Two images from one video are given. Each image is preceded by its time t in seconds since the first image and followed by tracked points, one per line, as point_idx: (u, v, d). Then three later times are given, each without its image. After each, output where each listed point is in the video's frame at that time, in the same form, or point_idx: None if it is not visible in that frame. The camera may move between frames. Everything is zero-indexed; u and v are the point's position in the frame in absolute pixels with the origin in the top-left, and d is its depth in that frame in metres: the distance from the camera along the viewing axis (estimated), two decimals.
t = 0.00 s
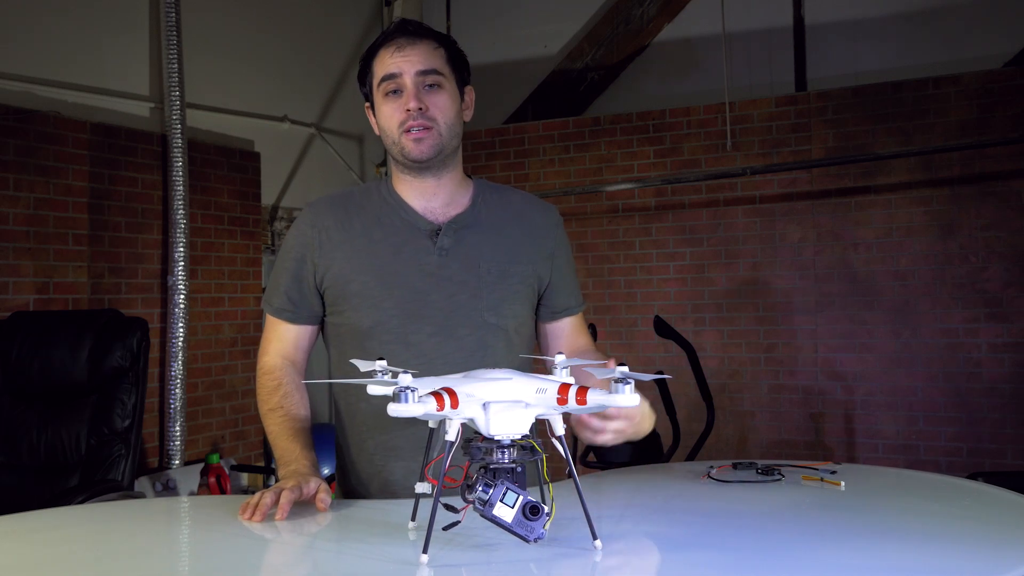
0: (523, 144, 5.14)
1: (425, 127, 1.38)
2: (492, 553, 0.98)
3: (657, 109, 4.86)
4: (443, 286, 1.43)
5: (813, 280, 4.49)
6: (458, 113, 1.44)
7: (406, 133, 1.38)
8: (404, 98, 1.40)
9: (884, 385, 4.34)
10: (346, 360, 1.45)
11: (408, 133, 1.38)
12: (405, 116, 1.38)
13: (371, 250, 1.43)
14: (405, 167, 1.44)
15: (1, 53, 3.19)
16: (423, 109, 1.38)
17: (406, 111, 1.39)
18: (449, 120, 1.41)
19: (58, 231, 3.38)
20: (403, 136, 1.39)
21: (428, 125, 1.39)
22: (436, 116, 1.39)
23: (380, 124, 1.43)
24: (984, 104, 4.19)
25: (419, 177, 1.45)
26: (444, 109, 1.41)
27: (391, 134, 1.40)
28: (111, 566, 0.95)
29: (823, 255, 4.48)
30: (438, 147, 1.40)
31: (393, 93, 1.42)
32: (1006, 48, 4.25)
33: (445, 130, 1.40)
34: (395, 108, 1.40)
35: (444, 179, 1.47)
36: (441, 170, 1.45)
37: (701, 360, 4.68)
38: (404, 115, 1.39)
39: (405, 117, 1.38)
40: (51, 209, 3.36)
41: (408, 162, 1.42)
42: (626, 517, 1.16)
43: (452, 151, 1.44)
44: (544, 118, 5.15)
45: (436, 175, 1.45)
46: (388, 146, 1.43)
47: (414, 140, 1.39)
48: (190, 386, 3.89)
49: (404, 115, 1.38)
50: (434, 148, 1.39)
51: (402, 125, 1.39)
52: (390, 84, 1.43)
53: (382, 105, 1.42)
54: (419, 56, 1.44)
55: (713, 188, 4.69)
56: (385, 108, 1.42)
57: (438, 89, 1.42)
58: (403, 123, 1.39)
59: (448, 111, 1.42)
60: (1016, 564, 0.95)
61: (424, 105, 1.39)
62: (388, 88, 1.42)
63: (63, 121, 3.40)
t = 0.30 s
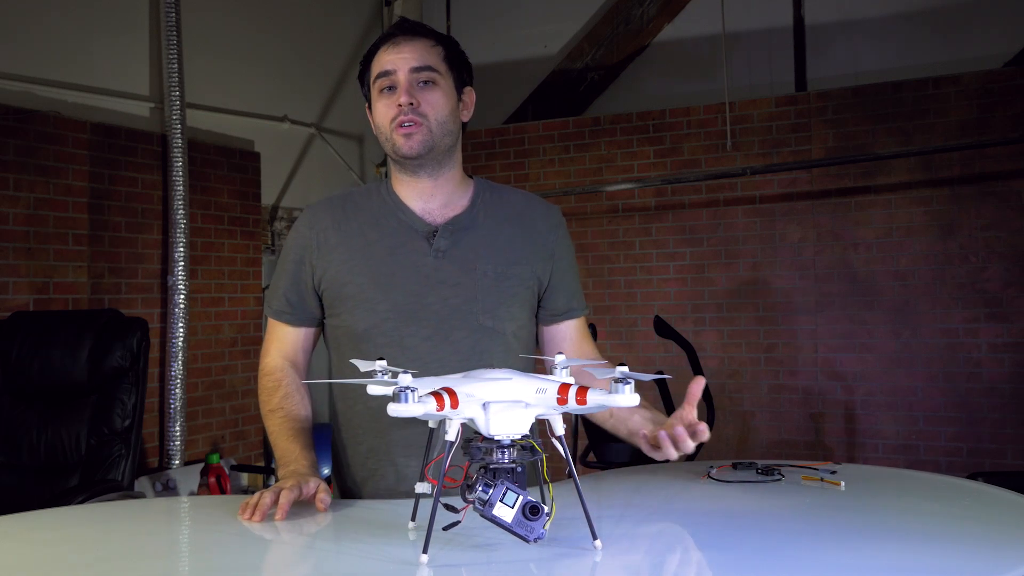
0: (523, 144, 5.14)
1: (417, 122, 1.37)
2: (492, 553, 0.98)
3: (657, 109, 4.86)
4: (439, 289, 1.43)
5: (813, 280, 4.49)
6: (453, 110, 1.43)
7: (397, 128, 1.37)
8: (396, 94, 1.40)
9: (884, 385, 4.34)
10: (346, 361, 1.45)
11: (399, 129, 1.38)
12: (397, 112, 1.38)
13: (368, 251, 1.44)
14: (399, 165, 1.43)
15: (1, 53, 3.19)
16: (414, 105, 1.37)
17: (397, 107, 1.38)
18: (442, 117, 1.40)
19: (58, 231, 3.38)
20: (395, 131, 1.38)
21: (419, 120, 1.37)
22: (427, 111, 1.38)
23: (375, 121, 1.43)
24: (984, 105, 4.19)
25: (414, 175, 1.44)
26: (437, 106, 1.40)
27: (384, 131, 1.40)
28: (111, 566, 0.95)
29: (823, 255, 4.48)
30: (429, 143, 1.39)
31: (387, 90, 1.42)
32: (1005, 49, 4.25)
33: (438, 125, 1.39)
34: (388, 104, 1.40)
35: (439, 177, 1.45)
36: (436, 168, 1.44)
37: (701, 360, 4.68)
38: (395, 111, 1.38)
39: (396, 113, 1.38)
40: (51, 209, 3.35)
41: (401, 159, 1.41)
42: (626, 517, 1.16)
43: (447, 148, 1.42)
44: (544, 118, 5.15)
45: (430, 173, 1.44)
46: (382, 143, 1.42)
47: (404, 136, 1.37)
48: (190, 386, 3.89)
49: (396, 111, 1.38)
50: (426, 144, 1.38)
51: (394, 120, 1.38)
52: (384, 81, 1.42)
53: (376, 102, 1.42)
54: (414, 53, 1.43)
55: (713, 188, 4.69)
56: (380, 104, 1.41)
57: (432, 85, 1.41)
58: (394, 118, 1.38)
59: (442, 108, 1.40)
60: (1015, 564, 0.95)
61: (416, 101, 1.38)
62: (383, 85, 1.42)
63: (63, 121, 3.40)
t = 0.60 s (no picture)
0: (523, 144, 5.14)
1: (417, 121, 1.37)
2: (493, 553, 0.98)
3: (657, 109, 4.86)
4: (437, 290, 1.43)
5: (813, 280, 4.49)
6: (455, 109, 1.42)
7: (398, 127, 1.37)
8: (399, 93, 1.40)
9: (884, 385, 4.34)
10: (345, 361, 1.45)
11: (400, 127, 1.37)
12: (398, 110, 1.37)
13: (367, 252, 1.44)
14: (400, 165, 1.43)
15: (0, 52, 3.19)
16: (415, 104, 1.37)
17: (399, 105, 1.38)
18: (444, 115, 1.39)
19: (58, 231, 3.38)
20: (395, 130, 1.38)
21: (420, 119, 1.37)
22: (429, 110, 1.38)
23: (377, 120, 1.43)
24: (984, 105, 4.19)
25: (415, 175, 1.44)
26: (439, 105, 1.39)
27: (385, 129, 1.39)
28: (111, 565, 0.95)
29: (823, 255, 4.48)
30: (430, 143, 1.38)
31: (390, 90, 1.42)
32: (1005, 49, 4.25)
33: (439, 125, 1.38)
34: (390, 102, 1.40)
35: (441, 178, 1.45)
36: (437, 168, 1.43)
37: (701, 360, 4.68)
38: (397, 109, 1.38)
39: (397, 111, 1.37)
40: (51, 209, 3.36)
41: (401, 159, 1.40)
42: (627, 517, 1.16)
43: (449, 149, 1.42)
44: (544, 118, 5.15)
45: (431, 173, 1.43)
46: (383, 142, 1.42)
47: (405, 134, 1.37)
48: (190, 386, 3.89)
49: (397, 109, 1.38)
50: (426, 143, 1.37)
51: (395, 119, 1.38)
52: (387, 80, 1.43)
53: (379, 101, 1.42)
54: (416, 52, 1.43)
55: (713, 188, 4.69)
56: (382, 102, 1.41)
57: (434, 85, 1.41)
58: (395, 116, 1.38)
59: (443, 107, 1.40)
60: (1015, 564, 0.94)
61: (417, 99, 1.37)
62: (386, 84, 1.42)
63: (63, 121, 3.40)
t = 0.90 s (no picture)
0: (523, 144, 5.14)
1: (429, 129, 1.37)
2: (493, 553, 0.98)
3: (657, 109, 4.86)
4: (443, 290, 1.43)
5: (813, 280, 4.49)
6: (465, 115, 1.43)
7: (409, 133, 1.37)
8: (410, 98, 1.39)
9: (884, 385, 4.34)
10: (346, 361, 1.45)
11: (411, 133, 1.37)
12: (410, 116, 1.37)
13: (372, 251, 1.43)
14: (408, 167, 1.43)
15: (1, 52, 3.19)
16: (427, 110, 1.37)
17: (410, 110, 1.37)
18: (455, 123, 1.40)
19: (58, 231, 3.38)
20: (406, 135, 1.37)
21: (432, 126, 1.37)
22: (440, 117, 1.38)
23: (387, 122, 1.43)
24: (984, 105, 4.19)
25: (421, 178, 1.44)
26: (450, 112, 1.39)
27: (395, 133, 1.39)
28: (110, 565, 0.95)
29: (823, 255, 4.48)
30: (439, 149, 1.38)
31: (401, 92, 1.41)
32: (1005, 49, 4.25)
33: (450, 132, 1.39)
34: (401, 106, 1.39)
35: (449, 182, 1.45)
36: (445, 172, 1.44)
37: (701, 360, 4.68)
38: (408, 114, 1.37)
39: (409, 117, 1.37)
40: (51, 209, 3.36)
41: (410, 162, 1.41)
42: (627, 517, 1.16)
43: (457, 155, 1.42)
44: (544, 118, 5.15)
45: (438, 177, 1.44)
46: (391, 144, 1.42)
47: (416, 140, 1.37)
48: (190, 386, 3.89)
49: (409, 115, 1.37)
50: (436, 150, 1.38)
51: (406, 124, 1.37)
52: (398, 82, 1.42)
53: (389, 102, 1.41)
54: (429, 56, 1.43)
55: (713, 188, 4.69)
56: (392, 106, 1.41)
57: (445, 90, 1.41)
58: (406, 122, 1.37)
59: (454, 114, 1.40)
60: (1014, 564, 0.94)
61: (429, 106, 1.37)
62: (396, 86, 1.41)
63: (63, 121, 3.40)
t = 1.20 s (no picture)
0: (523, 144, 5.14)
1: (441, 134, 1.37)
2: (493, 553, 0.98)
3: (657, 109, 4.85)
4: (450, 289, 1.43)
5: (813, 280, 4.49)
6: (477, 122, 1.43)
7: (421, 137, 1.38)
8: (424, 101, 1.40)
9: (884, 385, 4.34)
10: (347, 361, 1.44)
11: (423, 137, 1.38)
12: (422, 120, 1.38)
13: (380, 247, 1.43)
14: (417, 168, 1.43)
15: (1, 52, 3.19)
16: (440, 116, 1.37)
17: (423, 114, 1.38)
18: (467, 129, 1.41)
19: (58, 231, 3.38)
20: (418, 139, 1.38)
21: (444, 131, 1.38)
22: (452, 123, 1.38)
23: (398, 123, 1.43)
24: (984, 105, 4.19)
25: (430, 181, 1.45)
26: (462, 118, 1.40)
27: (406, 135, 1.40)
28: (111, 566, 0.95)
29: (823, 255, 4.48)
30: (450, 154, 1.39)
31: (414, 94, 1.41)
32: (1005, 49, 4.25)
33: (462, 138, 1.39)
34: (414, 109, 1.39)
35: (457, 186, 1.46)
36: (453, 176, 1.45)
37: (701, 360, 4.68)
38: (421, 118, 1.38)
39: (421, 120, 1.38)
40: (51, 209, 3.36)
41: (419, 165, 1.41)
42: (627, 517, 1.16)
43: (466, 160, 1.43)
44: (544, 118, 5.15)
45: (446, 180, 1.45)
46: (402, 145, 1.42)
47: (427, 144, 1.38)
48: (190, 386, 3.89)
49: (421, 118, 1.38)
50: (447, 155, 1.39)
51: (418, 128, 1.38)
52: (412, 83, 1.42)
53: (402, 104, 1.41)
54: (445, 60, 1.43)
55: (713, 188, 4.69)
56: (405, 107, 1.41)
57: (459, 96, 1.41)
58: (418, 125, 1.38)
59: (466, 120, 1.41)
60: (1014, 564, 0.94)
61: (442, 111, 1.38)
62: (410, 87, 1.41)
63: (63, 121, 3.40)
